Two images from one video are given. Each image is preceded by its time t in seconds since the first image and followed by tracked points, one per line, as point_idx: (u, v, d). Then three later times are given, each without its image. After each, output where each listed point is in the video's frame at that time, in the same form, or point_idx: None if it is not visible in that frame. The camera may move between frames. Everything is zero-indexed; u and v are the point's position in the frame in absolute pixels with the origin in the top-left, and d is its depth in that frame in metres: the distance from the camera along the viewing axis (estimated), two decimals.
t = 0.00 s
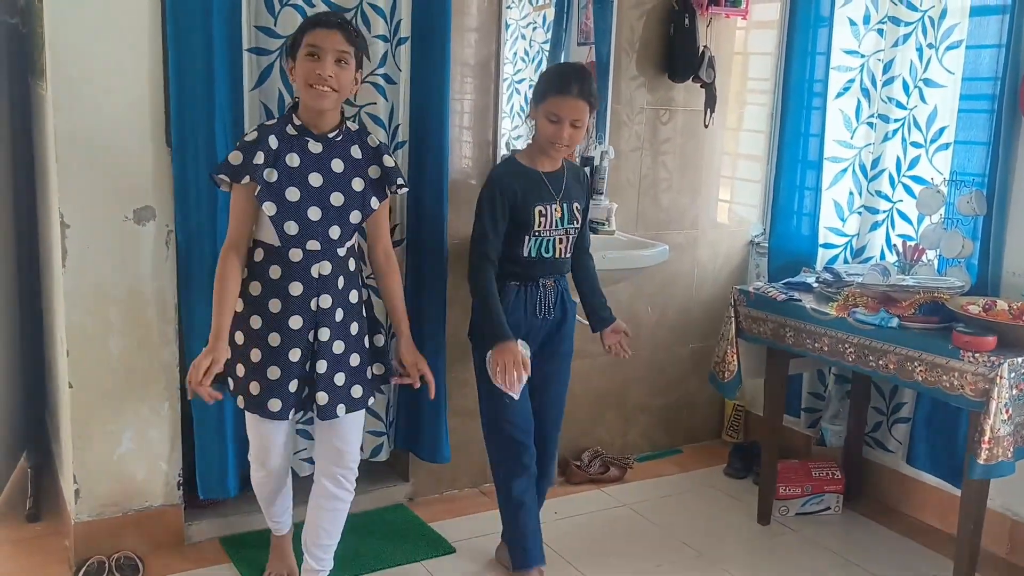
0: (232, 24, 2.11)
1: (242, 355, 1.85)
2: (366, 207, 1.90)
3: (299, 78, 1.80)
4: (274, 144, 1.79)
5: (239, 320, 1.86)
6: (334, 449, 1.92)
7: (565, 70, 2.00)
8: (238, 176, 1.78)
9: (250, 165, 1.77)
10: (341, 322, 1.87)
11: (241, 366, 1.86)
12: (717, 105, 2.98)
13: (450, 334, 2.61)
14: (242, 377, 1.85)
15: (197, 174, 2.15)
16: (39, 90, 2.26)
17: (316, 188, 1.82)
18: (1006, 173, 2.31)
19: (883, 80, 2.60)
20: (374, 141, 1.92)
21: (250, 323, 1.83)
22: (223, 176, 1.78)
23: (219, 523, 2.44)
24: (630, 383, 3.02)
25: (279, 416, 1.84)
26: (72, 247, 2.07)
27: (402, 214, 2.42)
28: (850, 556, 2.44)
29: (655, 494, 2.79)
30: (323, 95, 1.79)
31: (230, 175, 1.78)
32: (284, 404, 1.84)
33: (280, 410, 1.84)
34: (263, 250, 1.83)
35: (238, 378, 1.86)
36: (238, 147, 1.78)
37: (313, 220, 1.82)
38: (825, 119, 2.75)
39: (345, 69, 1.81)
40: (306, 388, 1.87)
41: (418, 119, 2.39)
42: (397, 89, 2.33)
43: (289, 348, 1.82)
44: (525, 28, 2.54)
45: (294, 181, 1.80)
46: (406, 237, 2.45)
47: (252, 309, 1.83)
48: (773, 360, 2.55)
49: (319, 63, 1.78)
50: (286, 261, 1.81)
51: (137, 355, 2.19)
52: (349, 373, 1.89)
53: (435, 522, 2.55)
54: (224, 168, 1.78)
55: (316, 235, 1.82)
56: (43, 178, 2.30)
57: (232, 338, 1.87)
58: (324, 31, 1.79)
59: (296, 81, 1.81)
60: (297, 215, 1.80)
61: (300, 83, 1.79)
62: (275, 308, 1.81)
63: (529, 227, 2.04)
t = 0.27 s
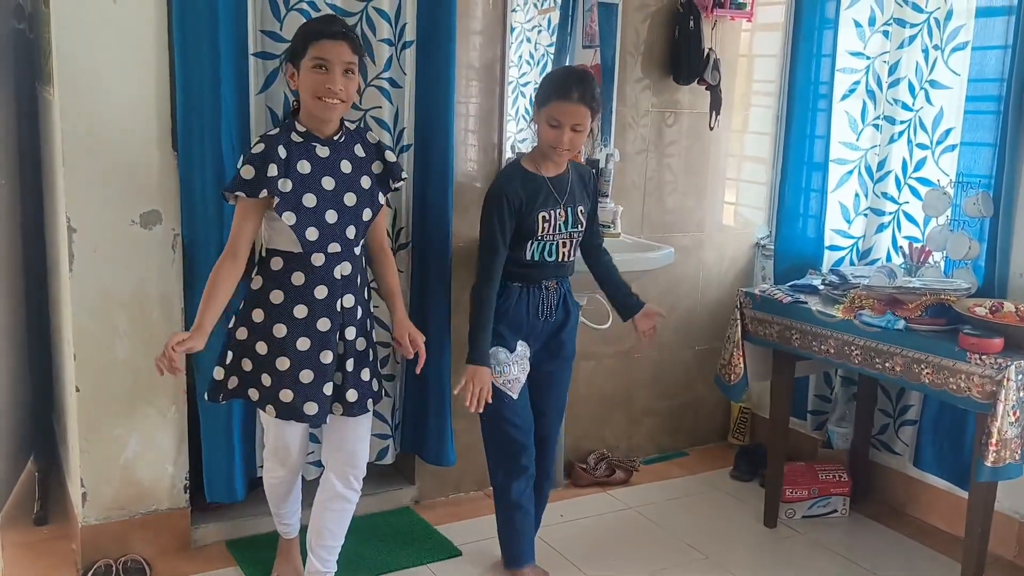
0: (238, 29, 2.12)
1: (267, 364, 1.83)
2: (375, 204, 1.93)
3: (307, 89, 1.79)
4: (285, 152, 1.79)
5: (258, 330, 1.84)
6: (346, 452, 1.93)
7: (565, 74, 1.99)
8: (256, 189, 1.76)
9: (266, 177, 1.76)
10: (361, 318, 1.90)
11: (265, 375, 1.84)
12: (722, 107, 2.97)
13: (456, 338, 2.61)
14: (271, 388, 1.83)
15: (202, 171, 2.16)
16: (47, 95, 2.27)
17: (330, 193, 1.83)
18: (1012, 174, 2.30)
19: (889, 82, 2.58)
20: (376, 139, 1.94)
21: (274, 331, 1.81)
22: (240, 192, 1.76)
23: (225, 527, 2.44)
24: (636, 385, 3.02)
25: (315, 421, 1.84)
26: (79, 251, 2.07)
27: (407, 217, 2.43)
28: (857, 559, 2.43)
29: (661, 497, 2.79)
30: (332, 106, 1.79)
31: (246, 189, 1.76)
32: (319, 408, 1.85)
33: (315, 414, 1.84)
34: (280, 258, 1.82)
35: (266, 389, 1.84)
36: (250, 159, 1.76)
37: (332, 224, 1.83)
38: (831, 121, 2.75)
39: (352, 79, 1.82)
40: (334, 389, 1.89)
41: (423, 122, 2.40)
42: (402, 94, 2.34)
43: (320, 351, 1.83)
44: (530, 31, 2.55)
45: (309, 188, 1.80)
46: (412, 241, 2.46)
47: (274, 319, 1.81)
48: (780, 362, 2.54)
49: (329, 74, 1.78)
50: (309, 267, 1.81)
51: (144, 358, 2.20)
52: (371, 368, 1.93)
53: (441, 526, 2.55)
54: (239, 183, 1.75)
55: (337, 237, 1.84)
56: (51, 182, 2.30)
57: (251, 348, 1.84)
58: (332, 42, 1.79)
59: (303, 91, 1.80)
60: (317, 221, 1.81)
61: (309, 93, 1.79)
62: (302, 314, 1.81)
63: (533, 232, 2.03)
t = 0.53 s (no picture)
0: (241, 31, 2.13)
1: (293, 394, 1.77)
2: (377, 222, 1.90)
3: (330, 113, 1.75)
4: (302, 169, 1.72)
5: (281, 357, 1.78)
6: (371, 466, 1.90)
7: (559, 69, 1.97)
8: (282, 209, 1.68)
9: (289, 194, 1.68)
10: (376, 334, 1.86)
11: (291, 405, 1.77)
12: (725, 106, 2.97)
13: (459, 339, 2.61)
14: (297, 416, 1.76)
15: (205, 175, 2.16)
16: (50, 99, 2.27)
17: (342, 210, 1.78)
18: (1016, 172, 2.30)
19: (891, 80, 2.58)
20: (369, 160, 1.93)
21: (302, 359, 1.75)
22: (265, 212, 1.67)
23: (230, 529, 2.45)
24: (639, 385, 3.02)
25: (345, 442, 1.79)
26: (83, 255, 2.07)
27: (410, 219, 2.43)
28: (862, 558, 2.43)
29: (665, 497, 2.78)
30: (354, 131, 1.77)
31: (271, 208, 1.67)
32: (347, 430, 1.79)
33: (343, 436, 1.79)
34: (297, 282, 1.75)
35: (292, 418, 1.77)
36: (269, 177, 1.68)
37: (344, 241, 1.78)
38: (834, 120, 2.75)
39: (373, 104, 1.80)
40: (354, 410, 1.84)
41: (425, 123, 2.40)
42: (405, 95, 2.34)
43: (343, 370, 1.78)
44: (532, 32, 2.55)
45: (324, 206, 1.74)
46: (415, 242, 2.45)
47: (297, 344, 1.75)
48: (784, 362, 2.54)
49: (355, 101, 1.75)
50: (325, 285, 1.75)
51: (148, 361, 2.20)
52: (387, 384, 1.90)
53: (446, 527, 2.55)
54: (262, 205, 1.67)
55: (349, 255, 1.79)
56: (54, 186, 2.31)
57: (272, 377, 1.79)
58: (363, 70, 1.75)
59: (324, 113, 1.75)
60: (331, 239, 1.75)
61: (332, 118, 1.74)
62: (323, 335, 1.76)
63: (528, 227, 2.03)
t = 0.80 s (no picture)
0: (239, 25, 2.13)
1: (314, 379, 1.72)
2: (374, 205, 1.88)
3: (351, 101, 1.70)
4: (321, 146, 1.68)
5: (296, 344, 1.72)
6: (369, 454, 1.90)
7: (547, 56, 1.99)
8: (315, 183, 1.64)
9: (317, 168, 1.65)
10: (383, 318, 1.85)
11: (311, 391, 1.72)
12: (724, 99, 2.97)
13: (459, 332, 2.61)
14: (318, 402, 1.72)
15: (205, 172, 2.15)
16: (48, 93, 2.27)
17: (355, 191, 1.75)
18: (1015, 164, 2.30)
19: (891, 72, 2.58)
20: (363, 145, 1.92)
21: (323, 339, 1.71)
22: (302, 184, 1.62)
23: (230, 522, 2.45)
24: (639, 378, 3.02)
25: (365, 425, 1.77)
26: (82, 248, 2.07)
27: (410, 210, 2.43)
28: (861, 550, 2.43)
29: (665, 489, 2.79)
30: (369, 123, 1.74)
31: (302, 183, 1.62)
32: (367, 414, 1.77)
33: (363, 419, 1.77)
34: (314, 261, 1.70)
35: (313, 404, 1.72)
36: (296, 153, 1.63)
37: (357, 224, 1.76)
38: (833, 112, 2.75)
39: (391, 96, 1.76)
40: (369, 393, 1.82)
41: (425, 116, 2.39)
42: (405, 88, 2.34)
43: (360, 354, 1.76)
44: (531, 24, 2.55)
45: (342, 186, 1.70)
46: (415, 235, 2.45)
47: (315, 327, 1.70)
48: (783, 354, 2.54)
49: (379, 94, 1.71)
50: (341, 268, 1.72)
51: (147, 355, 2.20)
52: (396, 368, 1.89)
53: (446, 520, 2.55)
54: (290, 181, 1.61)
55: (359, 236, 1.76)
56: (53, 179, 2.30)
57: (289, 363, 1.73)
58: (391, 64, 1.70)
59: (344, 99, 1.70)
60: (348, 221, 1.72)
61: (352, 107, 1.70)
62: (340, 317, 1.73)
63: (516, 216, 2.07)
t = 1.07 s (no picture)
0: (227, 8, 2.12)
1: (324, 377, 1.68)
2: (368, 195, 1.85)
3: (347, 93, 1.66)
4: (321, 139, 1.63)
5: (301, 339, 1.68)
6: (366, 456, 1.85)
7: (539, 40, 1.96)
8: (322, 180, 1.61)
9: (322, 165, 1.61)
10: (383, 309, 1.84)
11: (321, 389, 1.68)
12: (717, 78, 2.95)
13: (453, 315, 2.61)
14: (329, 400, 1.68)
15: (195, 155, 2.14)
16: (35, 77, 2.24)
17: (356, 180, 1.72)
18: (1008, 140, 2.30)
19: (883, 49, 2.57)
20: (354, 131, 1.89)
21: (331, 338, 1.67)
22: (308, 182, 1.59)
23: (226, 506, 2.46)
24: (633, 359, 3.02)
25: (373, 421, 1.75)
26: (72, 234, 2.06)
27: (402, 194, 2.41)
28: (855, 527, 2.45)
29: (659, 469, 2.80)
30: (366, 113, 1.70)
31: (305, 179, 1.58)
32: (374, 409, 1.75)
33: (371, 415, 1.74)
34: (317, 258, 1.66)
35: (324, 403, 1.68)
36: (296, 149, 1.59)
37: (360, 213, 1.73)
38: (826, 90, 2.73)
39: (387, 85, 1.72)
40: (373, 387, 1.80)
41: (415, 98, 2.38)
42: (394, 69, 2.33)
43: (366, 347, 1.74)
44: (522, 4, 2.53)
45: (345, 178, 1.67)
46: (407, 217, 2.44)
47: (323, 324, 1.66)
48: (776, 332, 2.55)
49: (376, 85, 1.67)
50: (347, 260, 1.69)
51: (140, 340, 2.19)
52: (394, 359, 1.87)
53: (441, 501, 2.56)
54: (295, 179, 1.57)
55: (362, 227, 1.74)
56: (41, 164, 2.29)
57: (297, 361, 1.68)
58: (389, 54, 1.66)
59: (340, 91, 1.66)
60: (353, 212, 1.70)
61: (349, 99, 1.66)
62: (347, 312, 1.70)
63: (502, 200, 2.05)
